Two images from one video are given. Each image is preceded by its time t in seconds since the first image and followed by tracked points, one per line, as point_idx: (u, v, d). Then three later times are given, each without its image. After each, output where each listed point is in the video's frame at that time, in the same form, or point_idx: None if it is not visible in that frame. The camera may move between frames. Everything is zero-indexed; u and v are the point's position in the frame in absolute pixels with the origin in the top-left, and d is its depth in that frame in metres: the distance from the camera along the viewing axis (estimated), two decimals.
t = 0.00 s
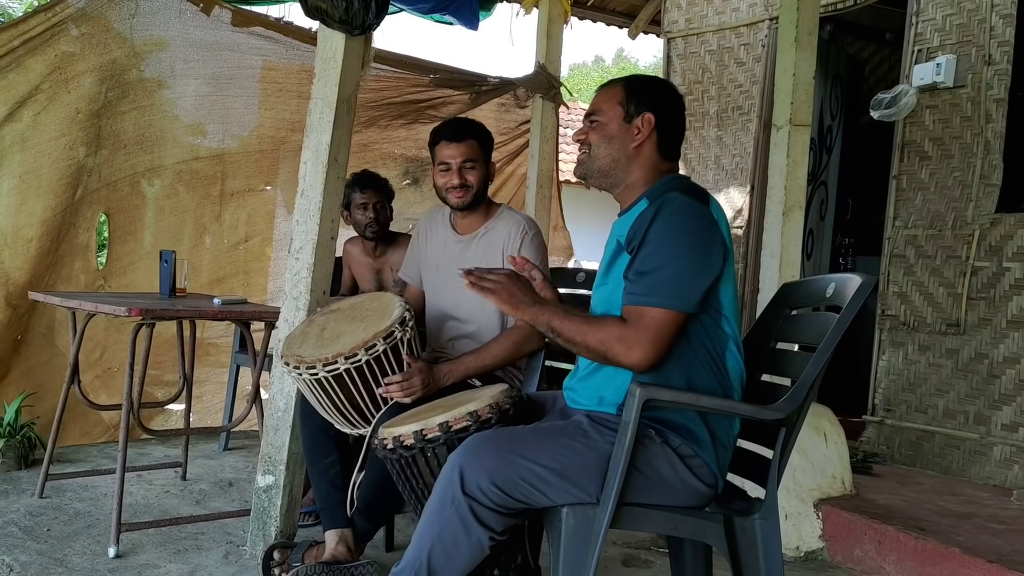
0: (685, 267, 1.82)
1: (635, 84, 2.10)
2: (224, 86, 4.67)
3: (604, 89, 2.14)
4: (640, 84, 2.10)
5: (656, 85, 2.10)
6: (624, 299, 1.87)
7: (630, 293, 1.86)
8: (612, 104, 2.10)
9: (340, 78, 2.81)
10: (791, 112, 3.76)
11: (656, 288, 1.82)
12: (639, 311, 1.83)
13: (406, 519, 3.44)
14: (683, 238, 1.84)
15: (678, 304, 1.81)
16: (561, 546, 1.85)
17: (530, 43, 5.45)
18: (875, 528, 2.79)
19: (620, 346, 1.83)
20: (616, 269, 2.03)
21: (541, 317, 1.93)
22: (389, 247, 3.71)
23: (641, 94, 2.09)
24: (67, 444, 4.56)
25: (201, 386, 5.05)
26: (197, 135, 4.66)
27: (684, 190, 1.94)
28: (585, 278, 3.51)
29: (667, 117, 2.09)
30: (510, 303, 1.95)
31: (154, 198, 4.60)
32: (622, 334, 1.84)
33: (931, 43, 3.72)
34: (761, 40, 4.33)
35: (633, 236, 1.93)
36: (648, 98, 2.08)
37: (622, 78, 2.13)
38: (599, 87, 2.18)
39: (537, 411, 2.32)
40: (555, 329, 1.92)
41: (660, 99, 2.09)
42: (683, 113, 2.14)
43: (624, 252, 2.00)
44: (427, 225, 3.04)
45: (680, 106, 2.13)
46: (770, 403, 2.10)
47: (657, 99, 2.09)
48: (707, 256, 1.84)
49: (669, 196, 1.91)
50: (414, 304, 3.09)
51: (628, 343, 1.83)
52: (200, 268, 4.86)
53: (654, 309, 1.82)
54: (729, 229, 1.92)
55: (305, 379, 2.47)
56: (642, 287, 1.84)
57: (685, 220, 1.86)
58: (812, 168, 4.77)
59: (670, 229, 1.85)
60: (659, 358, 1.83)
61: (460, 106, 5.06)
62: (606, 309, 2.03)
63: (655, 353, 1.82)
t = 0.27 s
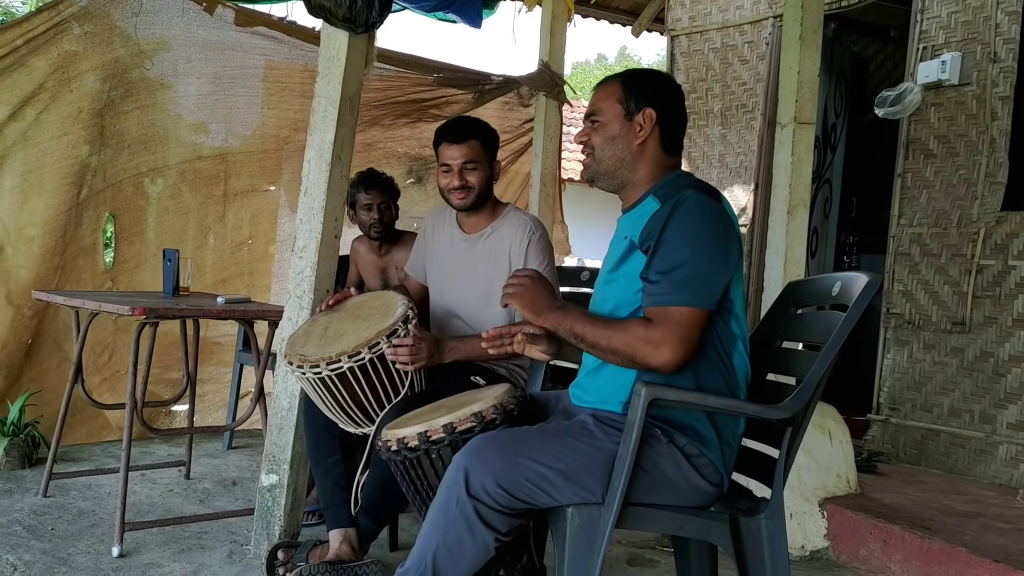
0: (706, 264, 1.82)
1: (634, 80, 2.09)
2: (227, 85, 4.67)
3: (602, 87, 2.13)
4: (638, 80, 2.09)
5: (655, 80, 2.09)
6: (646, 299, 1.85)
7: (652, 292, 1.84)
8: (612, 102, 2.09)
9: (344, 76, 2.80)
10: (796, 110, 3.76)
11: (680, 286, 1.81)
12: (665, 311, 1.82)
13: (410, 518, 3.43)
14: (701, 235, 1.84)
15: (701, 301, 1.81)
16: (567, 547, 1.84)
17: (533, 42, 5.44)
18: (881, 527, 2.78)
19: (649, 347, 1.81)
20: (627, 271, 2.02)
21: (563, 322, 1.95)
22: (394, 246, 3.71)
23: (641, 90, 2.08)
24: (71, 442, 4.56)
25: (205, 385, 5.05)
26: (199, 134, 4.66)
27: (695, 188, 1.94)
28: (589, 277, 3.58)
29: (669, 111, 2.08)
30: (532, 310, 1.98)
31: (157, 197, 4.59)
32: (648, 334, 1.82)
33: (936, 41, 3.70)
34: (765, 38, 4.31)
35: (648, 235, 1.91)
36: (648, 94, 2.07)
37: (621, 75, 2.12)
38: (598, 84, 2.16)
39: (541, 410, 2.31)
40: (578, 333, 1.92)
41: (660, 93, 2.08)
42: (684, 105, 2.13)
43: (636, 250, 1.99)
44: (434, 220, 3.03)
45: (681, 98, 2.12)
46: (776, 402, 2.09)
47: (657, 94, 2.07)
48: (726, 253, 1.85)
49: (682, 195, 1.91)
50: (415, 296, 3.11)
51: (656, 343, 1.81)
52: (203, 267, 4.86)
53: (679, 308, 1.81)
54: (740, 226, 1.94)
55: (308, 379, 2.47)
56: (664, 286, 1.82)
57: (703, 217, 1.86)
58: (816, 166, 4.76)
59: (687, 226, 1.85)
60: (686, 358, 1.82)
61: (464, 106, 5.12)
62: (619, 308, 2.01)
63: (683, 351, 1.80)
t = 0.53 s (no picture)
0: (709, 264, 1.82)
1: (644, 74, 2.08)
2: (236, 81, 4.67)
3: (611, 82, 2.12)
4: (648, 74, 2.07)
5: (665, 74, 2.08)
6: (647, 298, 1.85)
7: (653, 291, 1.84)
8: (621, 98, 2.07)
9: (353, 71, 2.80)
10: (807, 105, 3.75)
11: (682, 285, 1.81)
12: (665, 311, 1.82)
13: (419, 513, 3.44)
14: (706, 234, 1.83)
15: (704, 300, 1.81)
16: (576, 542, 1.84)
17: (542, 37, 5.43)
18: (891, 524, 2.77)
19: (647, 347, 1.81)
20: (634, 267, 2.01)
21: (557, 338, 1.95)
22: (407, 238, 3.70)
23: (651, 84, 2.06)
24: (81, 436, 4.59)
25: (213, 380, 5.06)
26: (208, 129, 4.66)
27: (703, 184, 1.92)
28: (598, 272, 3.53)
29: (678, 105, 2.06)
30: (522, 333, 1.98)
31: (165, 193, 4.59)
32: (647, 334, 1.82)
33: (949, 36, 3.67)
34: (775, 33, 4.29)
35: (652, 233, 1.91)
36: (659, 88, 2.06)
37: (630, 69, 2.11)
38: (606, 79, 2.15)
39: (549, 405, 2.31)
40: (574, 347, 1.93)
41: (670, 87, 2.06)
42: (694, 98, 2.11)
43: (641, 248, 1.99)
44: (445, 215, 3.03)
45: (691, 92, 2.10)
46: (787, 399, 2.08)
47: (666, 88, 2.06)
48: (732, 252, 1.84)
49: (689, 191, 1.90)
50: (420, 288, 3.13)
51: (655, 343, 1.81)
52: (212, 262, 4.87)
53: (681, 307, 1.80)
54: (748, 222, 1.92)
55: (317, 373, 2.47)
56: (666, 284, 1.82)
57: (709, 216, 1.85)
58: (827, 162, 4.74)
59: (692, 224, 1.84)
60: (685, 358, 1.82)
61: (472, 102, 5.10)
62: (623, 309, 2.02)
63: (681, 351, 1.81)
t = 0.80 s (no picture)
0: (727, 253, 1.80)
1: (665, 66, 2.07)
2: (259, 71, 4.69)
3: (632, 74, 2.10)
4: (669, 66, 2.06)
5: (686, 65, 2.06)
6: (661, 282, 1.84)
7: (669, 276, 1.83)
8: (642, 89, 2.06)
9: (375, 61, 2.80)
10: (831, 99, 3.77)
11: (698, 271, 1.80)
12: (678, 294, 1.80)
13: (435, 503, 3.45)
14: (726, 224, 1.82)
15: (718, 289, 1.79)
16: (594, 535, 1.84)
17: (564, 29, 5.41)
18: (911, 523, 2.75)
19: (656, 329, 1.80)
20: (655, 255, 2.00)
21: (572, 281, 1.92)
22: (428, 229, 3.71)
23: (672, 77, 2.05)
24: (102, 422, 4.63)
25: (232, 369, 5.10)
26: (230, 120, 4.69)
27: (729, 175, 1.91)
28: (619, 265, 3.51)
29: (700, 96, 2.05)
30: (544, 263, 1.93)
31: (187, 181, 4.64)
32: (658, 316, 1.81)
33: (977, 30, 3.62)
34: (800, 27, 4.25)
35: (674, 221, 1.90)
36: (680, 80, 2.05)
37: (651, 60, 2.09)
38: (626, 71, 2.14)
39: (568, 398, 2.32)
40: (587, 296, 1.90)
41: (692, 78, 2.05)
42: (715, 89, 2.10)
43: (663, 236, 1.98)
44: (466, 206, 3.03)
45: (712, 82, 2.08)
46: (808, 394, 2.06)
47: (688, 80, 2.05)
48: (752, 243, 1.83)
49: (714, 181, 1.89)
50: (442, 279, 3.14)
51: (665, 326, 1.80)
52: (233, 252, 4.90)
53: (694, 293, 1.79)
54: (772, 217, 1.91)
55: (337, 362, 2.48)
56: (682, 269, 1.81)
57: (732, 206, 1.83)
58: (850, 157, 4.69)
59: (713, 212, 1.83)
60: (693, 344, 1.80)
61: (495, 97, 5.10)
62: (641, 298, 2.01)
63: (689, 337, 1.80)
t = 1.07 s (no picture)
0: (740, 253, 1.79)
1: (674, 63, 2.06)
2: (269, 68, 4.70)
3: (640, 71, 2.10)
4: (678, 64, 2.05)
5: (695, 63, 2.06)
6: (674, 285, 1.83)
7: (681, 279, 1.82)
8: (651, 86, 2.05)
9: (385, 58, 2.80)
10: (844, 97, 3.71)
11: (711, 273, 1.79)
12: (693, 297, 1.79)
13: (444, 500, 3.45)
14: (738, 224, 1.81)
15: (733, 290, 1.78)
16: (603, 532, 1.83)
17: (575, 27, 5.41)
18: (921, 523, 2.74)
19: (672, 333, 1.79)
20: (665, 258, 2.00)
21: (585, 294, 1.90)
22: (436, 226, 3.70)
23: (681, 74, 2.04)
24: (113, 417, 4.66)
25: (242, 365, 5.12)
26: (241, 117, 4.71)
27: (737, 174, 1.90)
28: (629, 263, 3.49)
29: (709, 94, 2.04)
30: (552, 278, 1.91)
31: (198, 177, 4.66)
32: (674, 321, 1.79)
33: (990, 28, 3.60)
34: (812, 24, 4.22)
35: (684, 221, 1.89)
36: (689, 77, 2.04)
37: (661, 57, 2.08)
38: (634, 68, 2.13)
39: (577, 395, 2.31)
40: (600, 307, 1.88)
41: (701, 76, 2.04)
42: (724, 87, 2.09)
43: (673, 237, 1.97)
44: (476, 204, 3.03)
45: (720, 80, 2.07)
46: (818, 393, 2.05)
47: (697, 78, 2.04)
48: (764, 242, 1.82)
49: (723, 180, 1.88)
50: (451, 277, 3.14)
51: (681, 330, 1.78)
52: (243, 248, 4.92)
53: (709, 296, 1.78)
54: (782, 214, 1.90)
55: (346, 360, 2.48)
56: (695, 271, 1.80)
57: (742, 205, 1.83)
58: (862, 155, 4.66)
59: (723, 213, 1.82)
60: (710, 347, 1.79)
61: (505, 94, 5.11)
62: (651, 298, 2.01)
63: (707, 340, 1.78)
